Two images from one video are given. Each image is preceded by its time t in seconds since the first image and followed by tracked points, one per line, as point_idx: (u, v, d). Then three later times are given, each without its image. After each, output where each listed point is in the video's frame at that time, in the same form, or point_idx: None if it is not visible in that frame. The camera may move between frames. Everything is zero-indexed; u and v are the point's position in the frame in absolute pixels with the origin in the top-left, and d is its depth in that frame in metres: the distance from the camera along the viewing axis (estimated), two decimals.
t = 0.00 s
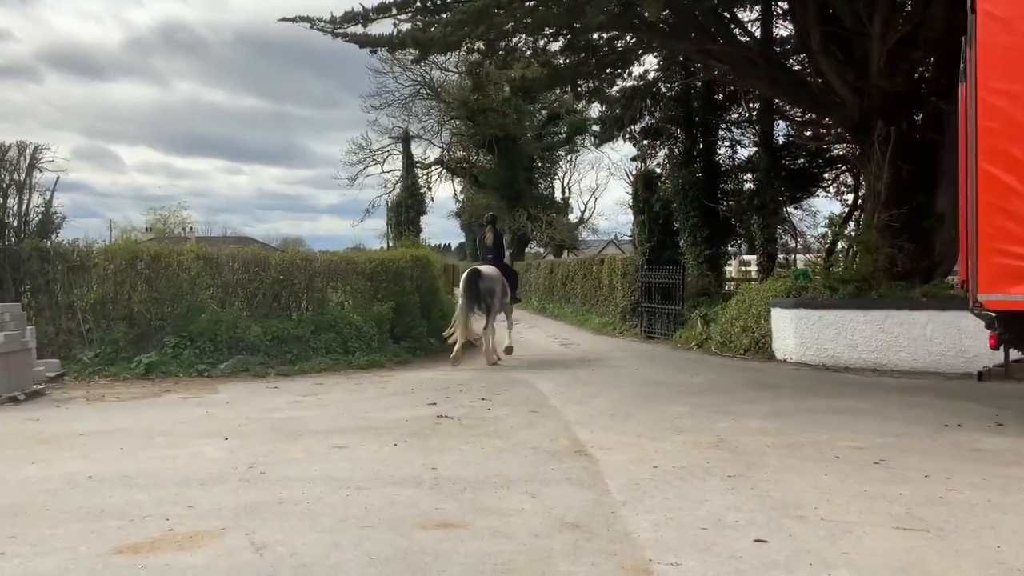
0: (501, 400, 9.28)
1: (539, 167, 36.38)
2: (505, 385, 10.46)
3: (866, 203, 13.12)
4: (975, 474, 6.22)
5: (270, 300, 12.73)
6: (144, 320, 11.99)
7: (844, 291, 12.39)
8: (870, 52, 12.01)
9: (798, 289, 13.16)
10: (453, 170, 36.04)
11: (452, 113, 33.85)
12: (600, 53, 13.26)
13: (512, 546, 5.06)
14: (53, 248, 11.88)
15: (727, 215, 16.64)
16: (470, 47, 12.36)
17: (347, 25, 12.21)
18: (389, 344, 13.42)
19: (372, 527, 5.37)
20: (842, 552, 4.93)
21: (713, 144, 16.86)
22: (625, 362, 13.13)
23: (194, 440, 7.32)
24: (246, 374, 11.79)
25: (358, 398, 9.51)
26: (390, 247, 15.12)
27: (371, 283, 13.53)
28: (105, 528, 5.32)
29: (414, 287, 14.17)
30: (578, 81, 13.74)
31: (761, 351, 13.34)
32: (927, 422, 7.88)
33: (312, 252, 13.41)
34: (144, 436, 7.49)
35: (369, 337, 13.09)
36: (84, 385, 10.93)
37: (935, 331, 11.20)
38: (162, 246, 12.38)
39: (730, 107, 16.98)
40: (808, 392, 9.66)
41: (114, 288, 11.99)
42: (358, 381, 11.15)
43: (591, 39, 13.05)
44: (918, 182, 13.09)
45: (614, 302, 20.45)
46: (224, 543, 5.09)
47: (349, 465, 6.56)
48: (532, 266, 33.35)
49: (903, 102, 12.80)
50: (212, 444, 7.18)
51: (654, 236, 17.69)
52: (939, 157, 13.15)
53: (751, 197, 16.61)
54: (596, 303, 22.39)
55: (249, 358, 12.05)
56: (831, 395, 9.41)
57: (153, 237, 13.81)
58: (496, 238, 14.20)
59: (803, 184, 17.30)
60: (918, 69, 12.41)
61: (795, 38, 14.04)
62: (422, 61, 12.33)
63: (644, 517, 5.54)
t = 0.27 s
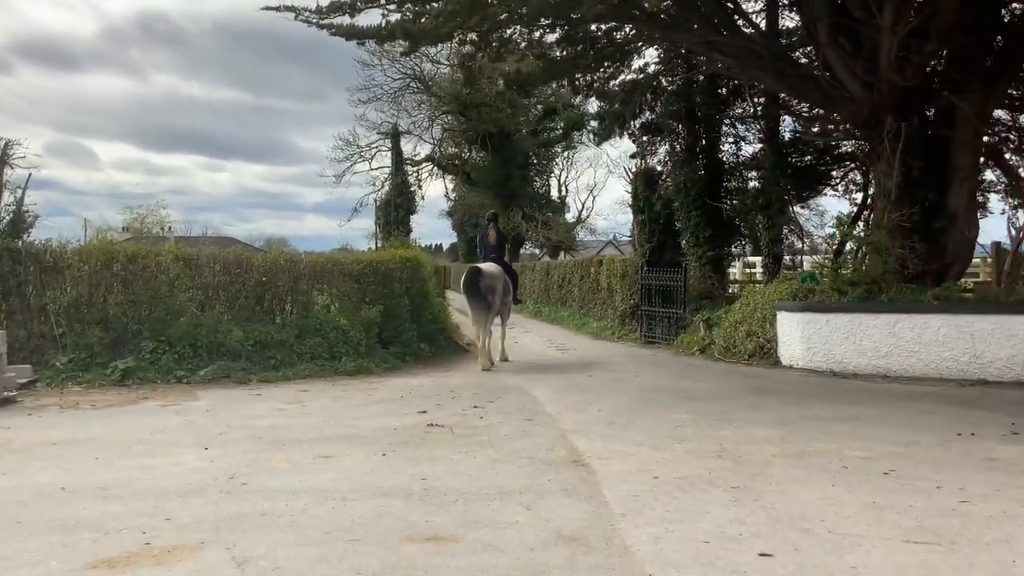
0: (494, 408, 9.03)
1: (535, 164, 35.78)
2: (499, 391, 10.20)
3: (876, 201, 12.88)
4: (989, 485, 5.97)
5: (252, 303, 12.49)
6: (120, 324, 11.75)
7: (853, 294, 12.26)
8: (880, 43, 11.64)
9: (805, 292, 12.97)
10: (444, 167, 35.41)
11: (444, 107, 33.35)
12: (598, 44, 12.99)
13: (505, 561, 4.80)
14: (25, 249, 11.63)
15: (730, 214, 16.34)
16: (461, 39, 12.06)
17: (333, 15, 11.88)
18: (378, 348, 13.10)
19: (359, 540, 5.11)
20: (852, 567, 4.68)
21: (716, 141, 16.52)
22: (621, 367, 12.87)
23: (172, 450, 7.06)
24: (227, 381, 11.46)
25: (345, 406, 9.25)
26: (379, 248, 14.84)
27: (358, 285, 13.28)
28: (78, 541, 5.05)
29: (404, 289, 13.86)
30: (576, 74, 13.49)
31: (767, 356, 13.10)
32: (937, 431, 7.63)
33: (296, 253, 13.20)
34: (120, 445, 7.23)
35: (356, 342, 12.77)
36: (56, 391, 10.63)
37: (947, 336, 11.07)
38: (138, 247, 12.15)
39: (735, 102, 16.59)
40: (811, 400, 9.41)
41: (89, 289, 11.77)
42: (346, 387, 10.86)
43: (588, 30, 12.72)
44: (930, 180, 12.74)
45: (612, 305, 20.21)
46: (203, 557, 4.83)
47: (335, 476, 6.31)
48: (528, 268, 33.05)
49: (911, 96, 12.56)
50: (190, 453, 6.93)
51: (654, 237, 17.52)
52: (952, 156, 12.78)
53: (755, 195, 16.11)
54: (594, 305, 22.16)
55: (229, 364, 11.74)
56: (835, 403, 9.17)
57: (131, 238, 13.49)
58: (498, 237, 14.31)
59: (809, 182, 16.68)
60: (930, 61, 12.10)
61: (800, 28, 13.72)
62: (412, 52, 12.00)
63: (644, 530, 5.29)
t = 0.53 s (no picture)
0: (490, 412, 8.87)
1: (530, 162, 35.04)
2: (495, 396, 10.04)
3: (883, 198, 12.81)
4: (998, 492, 5.82)
5: (239, 305, 12.32)
6: (104, 325, 11.46)
7: (858, 295, 12.10)
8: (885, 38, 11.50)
9: (810, 293, 12.85)
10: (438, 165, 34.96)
11: (437, 102, 33.08)
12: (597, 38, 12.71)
13: (501, 570, 4.64)
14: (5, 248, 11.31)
15: (732, 212, 16.23)
16: (455, 31, 11.89)
17: (323, 7, 11.70)
18: (369, 351, 12.93)
19: (350, 549, 4.94)
20: None
21: (718, 137, 16.39)
22: (618, 371, 12.70)
23: (157, 456, 6.88)
24: (214, 384, 11.23)
25: (335, 410, 9.08)
26: (371, 249, 14.71)
27: (349, 285, 13.17)
28: (59, 550, 4.87)
29: (396, 289, 13.72)
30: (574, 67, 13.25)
31: (771, 358, 12.95)
32: (944, 436, 7.47)
33: (285, 252, 13.11)
34: (104, 450, 7.05)
35: (347, 345, 12.60)
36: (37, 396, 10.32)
37: (956, 338, 10.88)
38: (123, 245, 11.78)
39: (737, 98, 16.45)
40: (812, 404, 9.25)
41: (72, 288, 11.43)
42: (337, 391, 10.69)
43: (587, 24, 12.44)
44: (939, 178, 12.61)
45: (611, 307, 20.07)
46: (188, 566, 4.65)
47: (325, 483, 6.15)
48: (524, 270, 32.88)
49: (915, 92, 12.49)
50: (175, 459, 6.77)
51: (655, 236, 17.50)
52: (962, 154, 12.62)
53: (758, 193, 15.83)
54: (592, 308, 22.01)
55: (216, 366, 11.48)
56: (837, 407, 9.01)
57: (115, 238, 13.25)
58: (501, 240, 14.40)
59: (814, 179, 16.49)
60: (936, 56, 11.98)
61: (804, 22, 13.55)
62: (404, 45, 11.83)
63: (643, 538, 5.12)
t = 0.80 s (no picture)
0: (486, 417, 8.79)
1: (528, 163, 34.80)
2: (492, 400, 9.96)
3: (886, 200, 12.76)
4: (1001, 498, 5.75)
5: (231, 308, 12.25)
6: (94, 329, 11.37)
7: (860, 298, 12.01)
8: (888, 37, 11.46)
9: (811, 296, 12.78)
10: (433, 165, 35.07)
11: (433, 102, 33.04)
12: (596, 38, 12.63)
13: None
14: None
15: (732, 214, 16.21)
16: (451, 29, 11.85)
17: (317, 5, 11.66)
18: (363, 355, 12.86)
19: (344, 556, 4.86)
20: None
21: (718, 138, 16.29)
22: (615, 375, 12.62)
23: (148, 461, 6.80)
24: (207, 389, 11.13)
25: (328, 415, 9.00)
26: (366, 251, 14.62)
27: (343, 288, 13.11)
28: (49, 556, 4.79)
29: (391, 292, 13.64)
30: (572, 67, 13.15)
31: (772, 363, 12.87)
32: (947, 442, 7.40)
33: (278, 254, 13.03)
34: (93, 456, 6.95)
35: (342, 349, 12.53)
36: (25, 401, 10.21)
37: (959, 343, 10.82)
38: (112, 247, 11.74)
39: (738, 98, 16.36)
40: (812, 409, 9.18)
41: (62, 291, 11.34)
42: (331, 396, 10.61)
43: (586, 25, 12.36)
44: (942, 179, 12.55)
45: (610, 311, 19.99)
46: (179, 573, 4.57)
47: (318, 489, 6.06)
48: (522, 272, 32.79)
49: (920, 92, 12.38)
50: (165, 465, 6.67)
51: (654, 238, 17.42)
52: (964, 154, 12.59)
53: (759, 196, 15.78)
54: (591, 311, 21.93)
55: (207, 370, 11.39)
56: (837, 412, 8.94)
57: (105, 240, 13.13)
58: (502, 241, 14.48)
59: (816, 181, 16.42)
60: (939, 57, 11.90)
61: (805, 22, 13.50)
62: (400, 44, 11.79)
63: (642, 545, 5.04)
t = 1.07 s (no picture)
0: (483, 421, 8.72)
1: (526, 163, 34.70)
2: (489, 404, 9.87)
3: (888, 201, 12.72)
4: (1005, 503, 5.68)
5: (225, 311, 12.18)
6: (84, 331, 11.29)
7: (861, 301, 11.94)
8: (890, 36, 11.39)
9: (812, 299, 12.71)
10: (429, 166, 34.89)
11: (430, 101, 33.00)
12: (594, 36, 12.55)
13: None
14: None
15: (732, 215, 16.17)
16: (448, 28, 11.78)
17: (312, 3, 11.59)
18: (358, 358, 12.78)
19: (339, 561, 4.78)
20: None
21: (718, 138, 16.26)
22: (612, 379, 12.53)
23: (139, 466, 6.72)
24: (200, 392, 11.05)
25: (322, 419, 8.92)
26: (361, 252, 14.54)
27: (338, 291, 13.02)
28: (39, 562, 4.70)
29: (386, 294, 13.56)
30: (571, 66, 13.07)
31: (772, 366, 12.80)
32: (949, 447, 7.33)
33: (271, 255, 12.94)
34: (83, 461, 6.86)
35: (336, 352, 12.45)
36: (15, 404, 10.15)
37: (962, 346, 10.77)
38: (102, 248, 11.65)
39: (738, 97, 16.27)
40: (812, 413, 9.11)
41: (52, 293, 11.26)
42: (325, 399, 10.52)
43: (584, 23, 12.30)
44: (946, 180, 12.49)
45: (608, 313, 19.91)
46: None
47: (313, 494, 5.99)
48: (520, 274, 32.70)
49: (923, 91, 12.29)
50: (155, 470, 6.59)
51: (653, 239, 17.36)
52: (967, 155, 12.54)
53: (760, 197, 15.74)
54: (589, 313, 21.84)
55: (200, 373, 11.31)
56: (837, 416, 8.86)
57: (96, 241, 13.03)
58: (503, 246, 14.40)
59: (817, 182, 16.36)
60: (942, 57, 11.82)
61: (806, 21, 13.42)
62: (396, 43, 11.72)
63: (641, 551, 4.97)
